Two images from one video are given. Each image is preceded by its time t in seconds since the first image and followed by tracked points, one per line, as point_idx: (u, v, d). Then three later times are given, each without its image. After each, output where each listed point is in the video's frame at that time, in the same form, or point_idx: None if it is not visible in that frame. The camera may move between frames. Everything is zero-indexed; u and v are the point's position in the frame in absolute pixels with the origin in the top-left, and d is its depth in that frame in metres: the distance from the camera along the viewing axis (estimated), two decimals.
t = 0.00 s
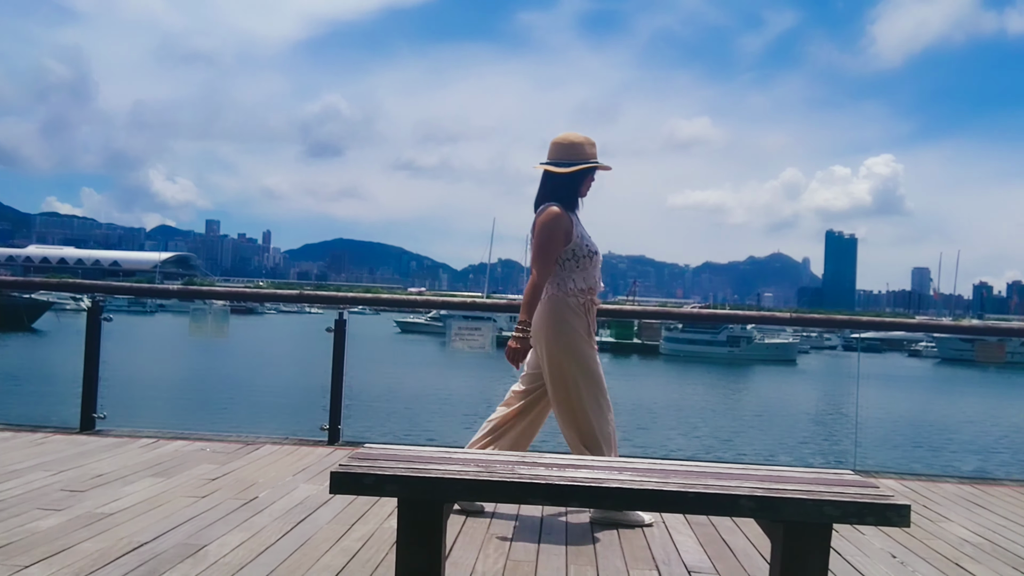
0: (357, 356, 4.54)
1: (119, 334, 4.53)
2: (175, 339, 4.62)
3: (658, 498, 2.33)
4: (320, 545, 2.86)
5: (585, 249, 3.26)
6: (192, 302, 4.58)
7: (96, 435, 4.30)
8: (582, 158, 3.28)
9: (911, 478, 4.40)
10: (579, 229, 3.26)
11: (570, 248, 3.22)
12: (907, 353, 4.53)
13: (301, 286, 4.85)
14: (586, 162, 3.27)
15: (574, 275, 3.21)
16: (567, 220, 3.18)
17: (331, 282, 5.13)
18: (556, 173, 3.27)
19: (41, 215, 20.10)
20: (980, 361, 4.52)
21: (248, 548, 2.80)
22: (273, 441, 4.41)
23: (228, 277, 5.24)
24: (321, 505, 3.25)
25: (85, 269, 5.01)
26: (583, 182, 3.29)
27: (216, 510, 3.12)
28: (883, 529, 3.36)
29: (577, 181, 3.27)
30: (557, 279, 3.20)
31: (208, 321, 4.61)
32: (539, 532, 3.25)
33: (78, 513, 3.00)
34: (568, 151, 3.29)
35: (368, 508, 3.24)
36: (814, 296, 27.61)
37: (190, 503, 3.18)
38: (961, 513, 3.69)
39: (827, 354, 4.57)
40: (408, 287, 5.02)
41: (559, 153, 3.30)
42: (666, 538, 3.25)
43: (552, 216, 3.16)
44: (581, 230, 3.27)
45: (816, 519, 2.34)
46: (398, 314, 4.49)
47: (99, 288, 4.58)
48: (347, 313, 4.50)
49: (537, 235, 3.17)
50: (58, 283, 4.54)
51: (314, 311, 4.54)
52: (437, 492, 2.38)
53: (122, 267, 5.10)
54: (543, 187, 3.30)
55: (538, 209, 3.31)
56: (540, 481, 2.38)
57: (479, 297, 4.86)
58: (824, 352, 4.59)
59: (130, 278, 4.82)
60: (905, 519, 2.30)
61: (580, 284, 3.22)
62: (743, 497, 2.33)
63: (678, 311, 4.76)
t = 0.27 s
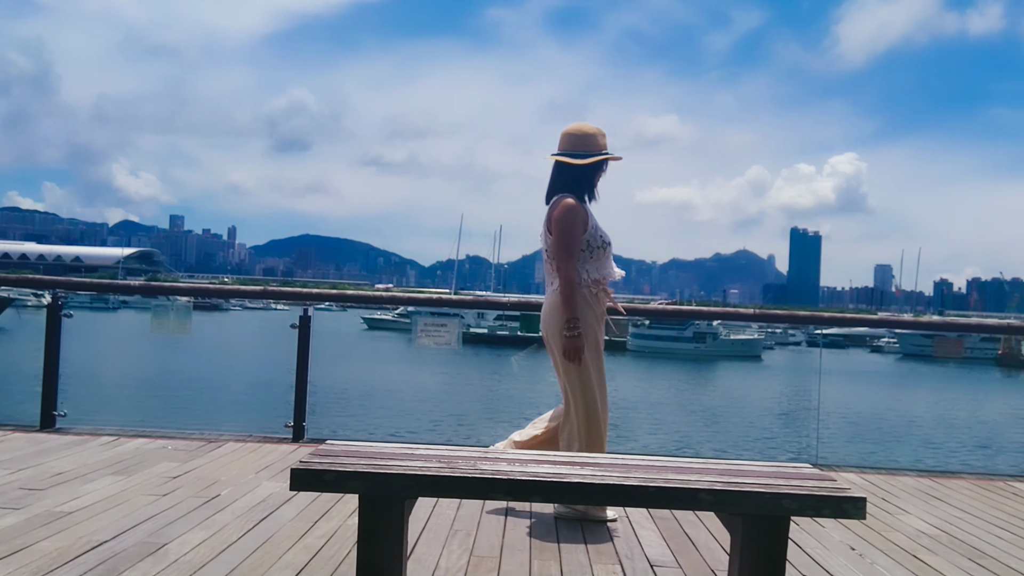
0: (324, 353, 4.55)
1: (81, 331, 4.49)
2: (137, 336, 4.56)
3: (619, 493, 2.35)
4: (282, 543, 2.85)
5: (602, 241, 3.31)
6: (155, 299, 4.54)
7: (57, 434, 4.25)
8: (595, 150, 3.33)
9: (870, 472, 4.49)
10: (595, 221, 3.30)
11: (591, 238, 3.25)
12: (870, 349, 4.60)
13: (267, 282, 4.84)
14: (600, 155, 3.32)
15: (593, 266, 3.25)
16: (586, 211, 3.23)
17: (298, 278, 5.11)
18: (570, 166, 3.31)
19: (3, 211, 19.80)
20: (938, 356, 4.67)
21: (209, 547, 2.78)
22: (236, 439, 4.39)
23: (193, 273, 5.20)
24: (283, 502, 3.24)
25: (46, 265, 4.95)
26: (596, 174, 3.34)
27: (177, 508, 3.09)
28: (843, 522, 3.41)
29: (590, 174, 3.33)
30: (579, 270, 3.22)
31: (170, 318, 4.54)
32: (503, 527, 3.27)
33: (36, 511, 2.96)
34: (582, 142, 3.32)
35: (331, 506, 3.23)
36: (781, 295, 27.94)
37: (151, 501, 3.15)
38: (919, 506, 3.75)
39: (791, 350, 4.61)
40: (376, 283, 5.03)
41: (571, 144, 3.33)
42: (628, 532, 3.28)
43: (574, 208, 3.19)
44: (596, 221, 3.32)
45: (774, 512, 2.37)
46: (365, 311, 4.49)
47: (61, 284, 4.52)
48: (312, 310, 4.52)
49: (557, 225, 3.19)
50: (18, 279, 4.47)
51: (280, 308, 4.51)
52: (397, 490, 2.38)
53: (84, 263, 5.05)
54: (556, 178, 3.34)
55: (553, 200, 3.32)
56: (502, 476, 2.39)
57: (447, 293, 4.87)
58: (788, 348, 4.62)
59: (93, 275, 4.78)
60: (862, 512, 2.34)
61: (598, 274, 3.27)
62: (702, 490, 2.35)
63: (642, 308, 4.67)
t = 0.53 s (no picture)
0: (297, 350, 4.50)
1: (50, 329, 4.44)
2: (106, 334, 4.52)
3: (590, 488, 2.35)
4: (253, 541, 2.83)
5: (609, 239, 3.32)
6: (126, 296, 4.52)
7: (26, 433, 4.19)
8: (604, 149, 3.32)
9: (841, 466, 4.50)
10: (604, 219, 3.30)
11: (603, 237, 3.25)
12: (843, 344, 4.68)
13: (240, 279, 4.83)
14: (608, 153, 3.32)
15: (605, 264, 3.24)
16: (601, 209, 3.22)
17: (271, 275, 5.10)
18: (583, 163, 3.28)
19: None
20: (908, 352, 4.71)
21: (180, 545, 2.77)
22: (207, 437, 4.37)
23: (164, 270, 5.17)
24: (255, 500, 3.23)
25: (14, 262, 4.89)
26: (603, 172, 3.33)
27: (147, 507, 3.07)
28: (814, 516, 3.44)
29: (599, 171, 3.31)
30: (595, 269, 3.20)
31: (140, 315, 4.51)
32: (476, 523, 3.27)
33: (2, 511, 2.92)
34: (591, 140, 3.30)
35: (303, 504, 3.22)
36: (753, 291, 28.16)
37: (120, 500, 3.12)
38: (887, 499, 3.79)
39: (764, 345, 4.67)
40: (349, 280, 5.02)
41: (581, 142, 3.30)
42: (600, 530, 3.30)
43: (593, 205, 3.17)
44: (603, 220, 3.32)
45: (743, 507, 2.39)
46: (339, 307, 4.47)
47: (31, 281, 4.48)
48: (284, 307, 4.50)
49: (579, 221, 3.14)
50: None
51: (253, 305, 4.52)
52: (367, 487, 2.36)
53: (54, 260, 4.99)
54: (564, 173, 3.31)
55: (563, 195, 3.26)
56: (473, 473, 2.38)
57: (421, 290, 4.86)
58: (762, 344, 4.69)
59: (62, 272, 4.73)
60: (829, 506, 2.36)
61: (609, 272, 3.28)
62: (673, 486, 2.36)
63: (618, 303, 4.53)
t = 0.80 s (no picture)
0: (271, 349, 4.52)
1: (22, 328, 4.43)
2: (77, 334, 4.48)
3: (563, 485, 2.36)
4: (226, 542, 2.82)
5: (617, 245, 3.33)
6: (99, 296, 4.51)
7: None
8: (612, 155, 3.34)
9: (812, 462, 4.55)
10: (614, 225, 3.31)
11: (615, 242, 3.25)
12: (816, 341, 4.69)
13: (214, 278, 4.82)
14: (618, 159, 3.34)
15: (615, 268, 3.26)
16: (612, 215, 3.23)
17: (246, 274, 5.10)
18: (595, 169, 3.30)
19: None
20: (879, 348, 4.72)
21: (151, 546, 2.75)
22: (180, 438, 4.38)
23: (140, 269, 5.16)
24: (228, 501, 3.21)
25: None
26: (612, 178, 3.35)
27: (119, 508, 3.05)
28: (786, 513, 3.47)
29: (608, 178, 3.32)
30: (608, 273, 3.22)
31: (112, 316, 4.48)
32: (450, 522, 3.27)
33: None
34: (601, 146, 3.33)
35: (276, 505, 3.21)
36: (724, 291, 28.43)
37: (91, 501, 3.10)
38: (859, 495, 3.84)
39: (739, 342, 4.69)
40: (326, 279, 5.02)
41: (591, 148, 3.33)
42: (575, 527, 3.32)
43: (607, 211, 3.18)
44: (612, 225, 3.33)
45: (714, 504, 2.41)
46: (314, 306, 4.47)
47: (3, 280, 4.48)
48: (258, 306, 4.50)
49: (595, 224, 3.14)
50: None
51: (227, 304, 4.51)
52: (339, 487, 2.36)
53: (25, 258, 4.94)
54: (574, 178, 3.32)
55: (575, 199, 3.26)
56: (445, 472, 2.38)
57: (398, 289, 4.87)
58: (736, 341, 4.71)
59: (35, 271, 4.69)
60: (799, 502, 2.39)
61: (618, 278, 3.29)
62: (646, 483, 2.37)
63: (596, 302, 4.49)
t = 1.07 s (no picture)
0: (238, 346, 4.48)
1: None
2: (42, 331, 4.43)
3: (528, 481, 2.36)
4: (192, 540, 2.80)
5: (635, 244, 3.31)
6: (64, 292, 4.43)
7: None
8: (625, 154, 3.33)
9: (780, 456, 4.62)
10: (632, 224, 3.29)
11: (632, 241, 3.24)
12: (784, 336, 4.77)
13: (182, 275, 4.76)
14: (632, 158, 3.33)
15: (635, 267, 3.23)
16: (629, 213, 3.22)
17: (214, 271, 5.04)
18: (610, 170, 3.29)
19: None
20: (845, 343, 4.83)
21: (115, 546, 2.72)
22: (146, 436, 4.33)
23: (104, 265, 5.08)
24: (194, 500, 3.19)
25: None
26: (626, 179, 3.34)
27: (82, 507, 3.01)
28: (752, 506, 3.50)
29: (624, 178, 3.31)
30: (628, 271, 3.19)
31: (77, 313, 4.43)
32: (419, 518, 3.27)
33: None
34: (612, 147, 3.32)
35: (242, 502, 3.19)
36: (694, 286, 28.62)
37: (55, 501, 3.06)
38: (824, 488, 3.88)
39: (708, 338, 4.62)
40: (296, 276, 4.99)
41: (601, 150, 3.32)
42: (543, 523, 3.32)
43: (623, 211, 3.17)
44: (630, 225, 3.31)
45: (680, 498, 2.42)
46: (284, 303, 4.45)
47: None
48: (226, 303, 4.43)
49: (611, 224, 3.14)
50: None
51: (196, 301, 4.44)
52: (304, 485, 2.34)
53: None
54: (590, 181, 3.32)
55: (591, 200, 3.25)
56: (412, 468, 2.37)
57: (370, 286, 4.87)
58: (706, 336, 4.63)
59: None
60: (763, 495, 2.41)
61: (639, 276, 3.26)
62: (611, 478, 2.38)
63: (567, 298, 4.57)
